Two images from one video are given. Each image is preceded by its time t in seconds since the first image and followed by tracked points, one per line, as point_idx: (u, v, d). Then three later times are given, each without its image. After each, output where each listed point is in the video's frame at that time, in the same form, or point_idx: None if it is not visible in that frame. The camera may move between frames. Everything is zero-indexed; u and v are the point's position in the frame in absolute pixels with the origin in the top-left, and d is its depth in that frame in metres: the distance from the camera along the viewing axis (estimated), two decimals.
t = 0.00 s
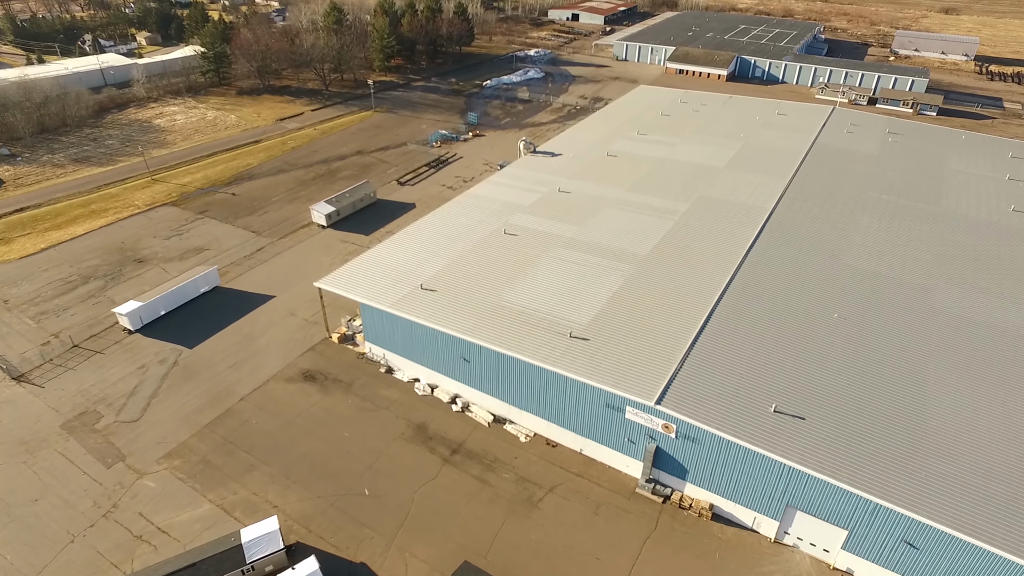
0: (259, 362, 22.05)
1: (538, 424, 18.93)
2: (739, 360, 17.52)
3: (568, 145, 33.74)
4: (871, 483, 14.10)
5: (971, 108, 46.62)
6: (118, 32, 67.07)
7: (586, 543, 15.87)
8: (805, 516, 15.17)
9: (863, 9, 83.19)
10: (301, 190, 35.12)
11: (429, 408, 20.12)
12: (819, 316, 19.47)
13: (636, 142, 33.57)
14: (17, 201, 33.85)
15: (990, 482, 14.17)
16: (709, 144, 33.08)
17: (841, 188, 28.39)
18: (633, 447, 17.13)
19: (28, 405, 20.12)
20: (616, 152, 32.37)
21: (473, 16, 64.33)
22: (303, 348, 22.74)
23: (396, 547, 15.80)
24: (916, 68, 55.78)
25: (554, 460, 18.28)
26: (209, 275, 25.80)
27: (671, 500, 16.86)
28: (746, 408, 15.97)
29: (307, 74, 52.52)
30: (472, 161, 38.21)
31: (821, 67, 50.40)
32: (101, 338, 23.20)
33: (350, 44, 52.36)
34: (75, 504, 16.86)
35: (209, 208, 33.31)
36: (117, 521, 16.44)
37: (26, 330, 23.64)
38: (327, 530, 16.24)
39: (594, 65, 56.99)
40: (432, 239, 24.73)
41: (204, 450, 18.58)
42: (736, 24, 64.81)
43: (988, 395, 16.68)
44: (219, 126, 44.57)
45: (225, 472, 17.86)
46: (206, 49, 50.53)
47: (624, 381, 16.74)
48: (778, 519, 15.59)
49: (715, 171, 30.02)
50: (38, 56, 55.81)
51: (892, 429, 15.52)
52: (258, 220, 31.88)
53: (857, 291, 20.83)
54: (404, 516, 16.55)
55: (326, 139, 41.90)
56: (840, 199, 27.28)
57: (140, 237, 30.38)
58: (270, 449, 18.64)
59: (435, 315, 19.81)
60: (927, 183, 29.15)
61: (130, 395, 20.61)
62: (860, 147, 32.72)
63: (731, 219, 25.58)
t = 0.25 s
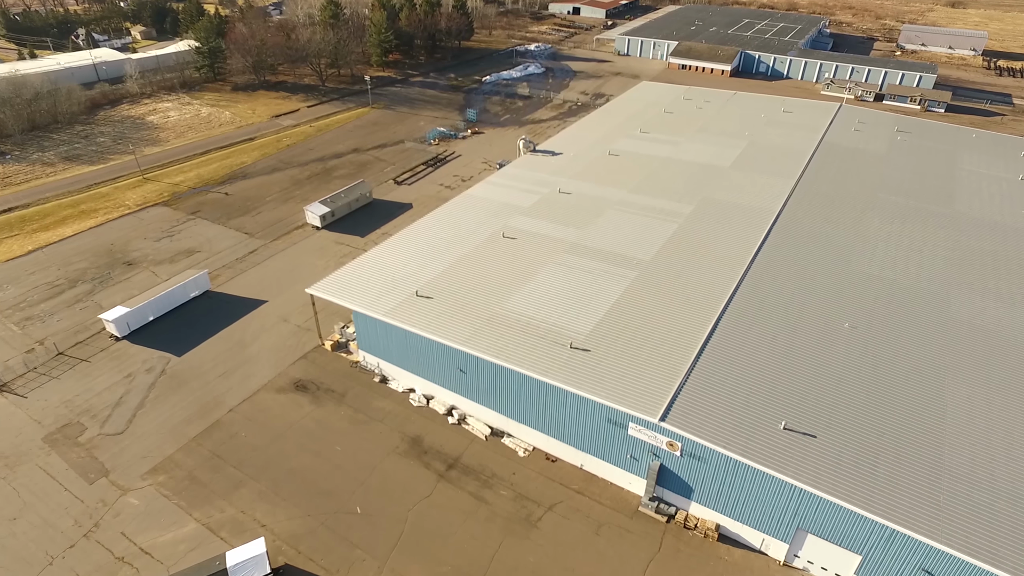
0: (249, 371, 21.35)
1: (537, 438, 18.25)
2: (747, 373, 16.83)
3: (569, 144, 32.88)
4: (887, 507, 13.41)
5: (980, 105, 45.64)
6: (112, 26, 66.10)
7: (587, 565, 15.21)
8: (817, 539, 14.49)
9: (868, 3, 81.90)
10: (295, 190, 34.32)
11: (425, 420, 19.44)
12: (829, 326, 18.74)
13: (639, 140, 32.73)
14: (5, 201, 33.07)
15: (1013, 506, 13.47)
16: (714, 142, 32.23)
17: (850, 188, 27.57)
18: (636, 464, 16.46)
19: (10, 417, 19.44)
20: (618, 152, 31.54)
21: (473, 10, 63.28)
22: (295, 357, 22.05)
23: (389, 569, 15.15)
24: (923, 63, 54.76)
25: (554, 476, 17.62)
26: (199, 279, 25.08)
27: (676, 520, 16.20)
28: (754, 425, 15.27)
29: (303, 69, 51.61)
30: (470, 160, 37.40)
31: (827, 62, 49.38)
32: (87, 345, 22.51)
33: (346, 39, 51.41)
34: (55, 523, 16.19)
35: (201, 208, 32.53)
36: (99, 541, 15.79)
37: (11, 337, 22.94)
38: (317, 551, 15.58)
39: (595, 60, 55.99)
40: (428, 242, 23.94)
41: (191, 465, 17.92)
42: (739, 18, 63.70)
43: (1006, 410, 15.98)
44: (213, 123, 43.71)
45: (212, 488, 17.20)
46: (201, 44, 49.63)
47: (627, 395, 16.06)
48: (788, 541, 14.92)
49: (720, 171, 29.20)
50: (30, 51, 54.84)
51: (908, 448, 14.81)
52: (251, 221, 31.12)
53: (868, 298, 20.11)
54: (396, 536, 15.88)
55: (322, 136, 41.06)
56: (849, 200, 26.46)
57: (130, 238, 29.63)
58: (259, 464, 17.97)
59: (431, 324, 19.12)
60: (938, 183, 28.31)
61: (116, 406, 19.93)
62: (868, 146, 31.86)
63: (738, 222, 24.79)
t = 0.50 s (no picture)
0: (238, 386, 20.65)
1: (536, 459, 17.54)
2: (755, 393, 16.10)
3: (570, 148, 32.13)
4: (905, 539, 12.66)
5: (988, 107, 44.82)
6: (108, 26, 65.40)
7: None
8: (830, 571, 13.76)
9: (872, 2, 80.99)
10: (290, 195, 33.60)
11: (419, 439, 18.73)
12: (840, 341, 17.99)
13: (641, 145, 31.98)
14: None
15: None
16: (718, 147, 31.48)
17: (859, 194, 26.78)
18: (640, 489, 15.75)
19: None
20: (620, 157, 30.79)
21: (472, 10, 62.52)
22: (286, 371, 21.34)
23: None
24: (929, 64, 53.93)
25: (554, 499, 16.90)
26: (189, 289, 24.39)
27: (681, 548, 15.48)
28: (764, 449, 14.54)
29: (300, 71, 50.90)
30: (469, 164, 36.66)
31: (831, 63, 48.55)
32: (72, 359, 21.81)
33: (344, 40, 50.66)
34: (32, 550, 15.49)
35: (194, 215, 31.83)
36: (77, 570, 15.09)
37: None
38: None
39: (596, 61, 55.20)
40: (424, 251, 23.21)
41: (176, 487, 17.21)
42: (742, 18, 62.87)
43: None
44: (208, 125, 42.99)
45: (197, 513, 16.50)
46: (196, 45, 48.95)
47: (629, 417, 15.35)
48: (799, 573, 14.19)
49: (725, 177, 28.45)
50: (23, 52, 54.11)
51: (926, 474, 14.06)
52: (244, 227, 30.40)
53: (880, 311, 19.36)
54: (388, 565, 15.18)
55: (318, 140, 40.34)
56: (858, 207, 25.68)
57: (120, 246, 28.92)
58: (247, 486, 17.27)
59: (426, 340, 18.42)
60: (949, 189, 27.53)
61: (99, 424, 19.23)
62: (875, 151, 31.08)
63: (744, 230, 24.01)
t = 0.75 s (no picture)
0: (226, 403, 19.93)
1: (535, 483, 16.81)
2: (763, 416, 15.40)
3: (570, 154, 31.42)
4: None
5: (996, 111, 44.06)
6: (104, 28, 64.79)
7: None
8: None
9: (875, 3, 80.17)
10: (284, 201, 32.88)
11: (413, 461, 18.02)
12: (851, 360, 17.30)
13: (643, 150, 31.28)
14: None
15: None
16: (721, 153, 30.76)
17: (867, 202, 26.06)
18: (643, 517, 15.03)
19: None
20: (621, 163, 30.08)
21: (472, 12, 61.85)
22: (277, 388, 20.63)
23: None
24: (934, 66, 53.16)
25: (553, 525, 16.18)
26: (177, 301, 23.67)
27: None
28: (774, 478, 13.81)
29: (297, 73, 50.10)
30: (467, 169, 35.96)
31: (836, 66, 47.81)
32: (55, 374, 21.10)
33: (341, 42, 49.96)
34: None
35: (185, 222, 31.10)
36: None
37: None
38: None
39: (597, 63, 54.48)
40: (419, 262, 22.51)
41: (158, 512, 16.49)
42: (745, 19, 62.17)
43: None
44: (202, 129, 42.29)
45: (180, 540, 15.78)
46: (191, 47, 48.12)
47: (632, 443, 14.65)
48: None
49: (729, 184, 27.74)
50: (17, 54, 53.43)
51: (945, 505, 13.33)
52: (237, 235, 29.70)
53: (892, 327, 18.66)
54: None
55: (314, 144, 39.62)
56: (867, 216, 24.94)
57: (109, 254, 28.22)
58: (232, 511, 16.54)
59: (419, 358, 17.72)
60: (959, 197, 26.79)
61: (81, 444, 18.50)
62: (883, 157, 30.35)
63: (749, 240, 23.29)
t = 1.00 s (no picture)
0: (213, 422, 19.20)
1: (532, 509, 16.07)
2: (772, 442, 14.68)
3: (570, 160, 30.69)
4: None
5: (1003, 114, 43.28)
6: (99, 29, 64.14)
7: None
8: None
9: (878, 4, 79.36)
10: (278, 208, 32.16)
11: (406, 484, 17.29)
12: (863, 380, 16.58)
13: (644, 156, 30.54)
14: None
15: None
16: (725, 159, 30.01)
17: (875, 211, 25.30)
18: (645, 548, 14.30)
19: None
20: (622, 170, 29.34)
21: (470, 13, 61.16)
22: (266, 406, 19.90)
23: None
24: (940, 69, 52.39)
25: (551, 555, 15.45)
26: (164, 313, 22.94)
27: None
28: (785, 510, 13.07)
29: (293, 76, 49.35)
30: (465, 175, 35.23)
31: (840, 69, 47.03)
32: (37, 391, 20.38)
33: (338, 44, 49.28)
34: None
35: (176, 229, 30.38)
36: None
37: None
38: None
39: (597, 65, 53.75)
40: (413, 275, 21.78)
41: (138, 541, 15.76)
42: (747, 21, 61.42)
43: None
44: (196, 133, 41.54)
45: (160, 570, 15.05)
46: (185, 50, 47.39)
47: (634, 471, 13.94)
48: None
49: (733, 191, 27.00)
50: (9, 57, 52.71)
51: (966, 540, 12.58)
52: (228, 244, 28.98)
53: (905, 345, 17.92)
54: None
55: (310, 148, 38.91)
56: (876, 225, 24.19)
57: (96, 264, 27.49)
58: (216, 538, 15.81)
59: (413, 378, 17.01)
60: (971, 205, 26.02)
61: (60, 466, 17.77)
62: (891, 163, 29.59)
63: (755, 251, 22.54)
